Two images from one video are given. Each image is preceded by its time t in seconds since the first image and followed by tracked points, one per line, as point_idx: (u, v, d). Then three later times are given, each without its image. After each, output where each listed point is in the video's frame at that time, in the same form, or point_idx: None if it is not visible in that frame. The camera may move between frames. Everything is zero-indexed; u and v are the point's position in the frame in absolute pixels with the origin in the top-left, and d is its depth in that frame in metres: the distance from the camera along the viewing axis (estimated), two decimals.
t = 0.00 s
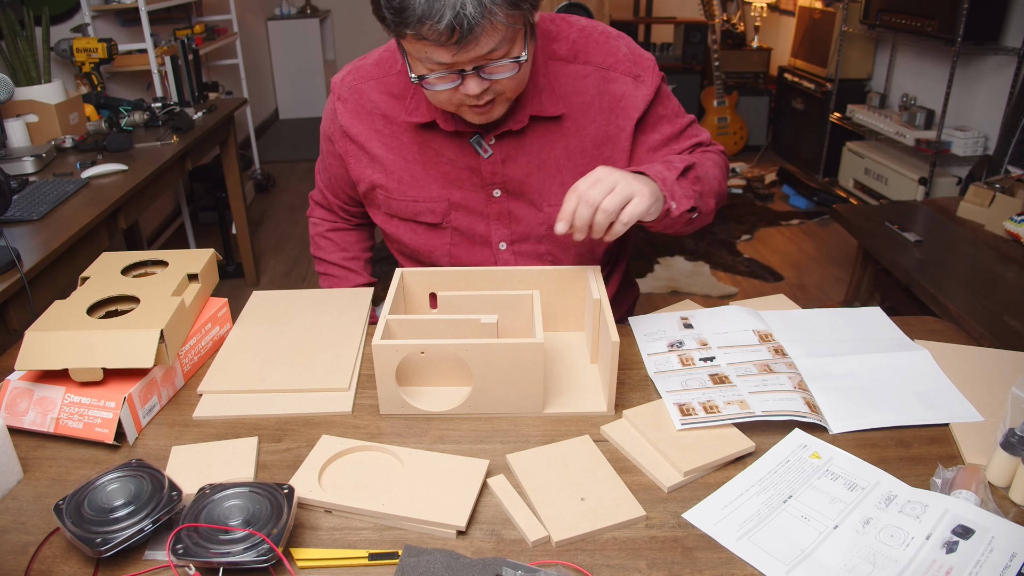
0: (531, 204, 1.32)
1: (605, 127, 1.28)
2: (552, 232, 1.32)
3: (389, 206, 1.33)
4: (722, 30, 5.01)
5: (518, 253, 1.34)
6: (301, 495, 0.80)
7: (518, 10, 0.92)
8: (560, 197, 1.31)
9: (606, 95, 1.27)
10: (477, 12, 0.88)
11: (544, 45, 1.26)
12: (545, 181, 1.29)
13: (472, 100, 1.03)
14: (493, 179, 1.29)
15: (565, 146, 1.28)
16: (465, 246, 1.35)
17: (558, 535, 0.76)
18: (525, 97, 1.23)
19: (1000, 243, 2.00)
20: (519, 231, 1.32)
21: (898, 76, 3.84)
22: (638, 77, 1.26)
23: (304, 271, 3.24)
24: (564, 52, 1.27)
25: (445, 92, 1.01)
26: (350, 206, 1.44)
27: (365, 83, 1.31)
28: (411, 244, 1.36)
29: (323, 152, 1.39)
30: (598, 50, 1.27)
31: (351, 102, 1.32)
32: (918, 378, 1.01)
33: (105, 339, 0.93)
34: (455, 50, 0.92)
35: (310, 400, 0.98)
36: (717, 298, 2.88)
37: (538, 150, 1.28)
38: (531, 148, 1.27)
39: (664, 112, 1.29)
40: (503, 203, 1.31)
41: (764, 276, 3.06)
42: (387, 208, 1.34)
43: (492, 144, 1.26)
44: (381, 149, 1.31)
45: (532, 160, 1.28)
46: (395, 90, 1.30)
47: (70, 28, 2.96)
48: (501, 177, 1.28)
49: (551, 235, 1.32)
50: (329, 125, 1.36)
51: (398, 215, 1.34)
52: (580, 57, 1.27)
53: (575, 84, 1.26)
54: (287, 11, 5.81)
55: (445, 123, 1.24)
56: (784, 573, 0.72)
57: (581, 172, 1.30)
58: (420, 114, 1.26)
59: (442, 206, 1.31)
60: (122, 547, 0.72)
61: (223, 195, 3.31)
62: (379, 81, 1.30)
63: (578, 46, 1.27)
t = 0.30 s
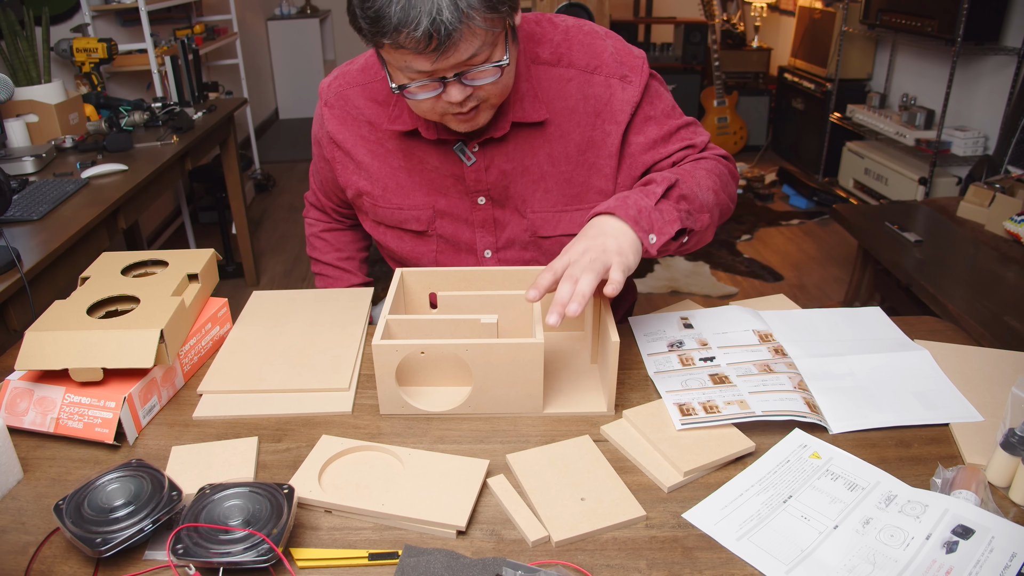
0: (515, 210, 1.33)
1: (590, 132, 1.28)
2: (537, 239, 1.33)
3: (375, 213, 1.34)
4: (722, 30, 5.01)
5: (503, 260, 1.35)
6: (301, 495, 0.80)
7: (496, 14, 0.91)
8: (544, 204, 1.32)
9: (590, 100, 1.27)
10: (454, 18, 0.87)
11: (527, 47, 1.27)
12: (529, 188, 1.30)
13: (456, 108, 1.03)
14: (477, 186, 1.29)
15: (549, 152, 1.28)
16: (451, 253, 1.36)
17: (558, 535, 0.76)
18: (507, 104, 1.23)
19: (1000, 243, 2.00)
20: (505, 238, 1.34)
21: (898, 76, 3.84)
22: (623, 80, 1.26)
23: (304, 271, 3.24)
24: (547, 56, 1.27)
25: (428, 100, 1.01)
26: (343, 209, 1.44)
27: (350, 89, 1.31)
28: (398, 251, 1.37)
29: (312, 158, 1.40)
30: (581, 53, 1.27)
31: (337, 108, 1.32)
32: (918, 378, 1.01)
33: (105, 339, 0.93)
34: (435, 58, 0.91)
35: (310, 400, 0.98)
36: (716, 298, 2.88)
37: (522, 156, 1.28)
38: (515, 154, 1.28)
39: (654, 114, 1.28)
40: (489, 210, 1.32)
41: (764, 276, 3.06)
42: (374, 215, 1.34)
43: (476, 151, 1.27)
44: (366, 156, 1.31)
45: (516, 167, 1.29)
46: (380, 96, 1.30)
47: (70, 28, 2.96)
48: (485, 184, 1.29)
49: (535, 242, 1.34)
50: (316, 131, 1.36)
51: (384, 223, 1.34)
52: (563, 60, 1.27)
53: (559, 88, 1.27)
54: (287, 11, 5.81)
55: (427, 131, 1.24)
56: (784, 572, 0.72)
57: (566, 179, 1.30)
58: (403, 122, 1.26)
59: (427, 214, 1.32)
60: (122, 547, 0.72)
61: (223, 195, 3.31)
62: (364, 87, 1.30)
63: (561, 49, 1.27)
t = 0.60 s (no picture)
0: (510, 216, 1.34)
1: (584, 137, 1.28)
2: (533, 245, 1.33)
3: (370, 221, 1.35)
4: (722, 31, 5.00)
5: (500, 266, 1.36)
6: (301, 495, 0.80)
7: (480, 31, 0.90)
8: (540, 210, 1.32)
9: (583, 105, 1.27)
10: (436, 39, 0.86)
11: (519, 52, 1.27)
12: (524, 194, 1.31)
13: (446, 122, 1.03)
14: (472, 194, 1.29)
15: (543, 157, 1.28)
16: (447, 260, 1.37)
17: (558, 535, 0.76)
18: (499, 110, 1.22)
19: (1000, 243, 2.00)
20: (501, 245, 1.34)
21: (898, 76, 3.84)
22: (617, 84, 1.26)
23: (304, 271, 3.24)
24: (539, 61, 1.27)
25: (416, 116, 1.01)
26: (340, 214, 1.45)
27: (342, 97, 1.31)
28: (395, 258, 1.38)
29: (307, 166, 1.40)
30: (574, 56, 1.27)
31: (330, 117, 1.32)
32: (918, 378, 1.01)
33: (105, 339, 0.93)
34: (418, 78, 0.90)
35: (310, 400, 0.98)
36: (717, 298, 2.88)
37: (516, 162, 1.28)
38: (508, 160, 1.28)
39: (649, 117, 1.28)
40: (484, 217, 1.32)
41: (764, 276, 3.06)
42: (370, 223, 1.35)
43: (469, 158, 1.26)
44: (361, 165, 1.32)
45: (510, 173, 1.28)
46: (372, 104, 1.30)
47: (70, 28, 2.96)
48: (479, 192, 1.29)
49: (531, 248, 1.34)
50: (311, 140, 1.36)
51: (380, 230, 1.35)
52: (556, 65, 1.27)
53: (551, 93, 1.27)
54: (287, 11, 5.81)
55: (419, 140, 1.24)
56: (784, 572, 0.72)
57: (561, 185, 1.31)
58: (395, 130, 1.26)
59: (422, 221, 1.33)
60: (122, 547, 0.72)
61: (223, 195, 3.31)
62: (356, 96, 1.30)
63: (553, 53, 1.27)
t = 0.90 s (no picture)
0: (509, 219, 1.34)
1: (583, 140, 1.28)
2: (532, 248, 1.34)
3: (369, 223, 1.35)
4: (722, 30, 5.00)
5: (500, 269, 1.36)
6: (301, 495, 0.80)
7: (473, 45, 0.90)
8: (538, 213, 1.32)
9: (583, 108, 1.26)
10: (430, 55, 0.86)
11: (518, 55, 1.26)
12: (523, 197, 1.31)
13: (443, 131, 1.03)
14: (471, 198, 1.30)
15: (543, 161, 1.28)
16: (446, 262, 1.38)
17: (558, 535, 0.76)
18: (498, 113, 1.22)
19: (1000, 243, 2.00)
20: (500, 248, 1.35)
21: (898, 76, 3.84)
22: (616, 87, 1.26)
23: (304, 271, 3.24)
24: (538, 64, 1.27)
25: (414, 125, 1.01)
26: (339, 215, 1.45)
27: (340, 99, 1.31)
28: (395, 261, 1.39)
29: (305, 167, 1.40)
30: (573, 60, 1.27)
31: (328, 119, 1.32)
32: (918, 378, 1.01)
33: (105, 339, 0.93)
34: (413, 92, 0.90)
35: (310, 400, 0.98)
36: (717, 298, 2.88)
37: (515, 166, 1.28)
38: (508, 164, 1.28)
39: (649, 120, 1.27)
40: (483, 220, 1.33)
41: (764, 276, 3.06)
42: (369, 226, 1.35)
43: (468, 162, 1.26)
44: (360, 169, 1.32)
45: (509, 177, 1.29)
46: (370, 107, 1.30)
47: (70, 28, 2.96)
48: (478, 196, 1.30)
49: (530, 251, 1.35)
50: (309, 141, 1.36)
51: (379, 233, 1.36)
52: (555, 68, 1.27)
53: (552, 96, 1.26)
54: (288, 11, 5.81)
55: (417, 146, 1.23)
56: (784, 573, 0.72)
57: (561, 189, 1.31)
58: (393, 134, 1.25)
59: (421, 224, 1.33)
60: (122, 547, 0.72)
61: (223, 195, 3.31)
62: (355, 98, 1.30)
63: (551, 57, 1.27)
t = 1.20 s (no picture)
0: (544, 176, 1.33)
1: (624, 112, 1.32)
2: (564, 206, 1.32)
3: (406, 169, 1.33)
4: (722, 31, 5.00)
5: (530, 227, 1.33)
6: (301, 495, 0.80)
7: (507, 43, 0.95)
8: (575, 172, 1.32)
9: (625, 81, 1.32)
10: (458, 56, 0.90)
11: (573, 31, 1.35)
12: (564, 156, 1.32)
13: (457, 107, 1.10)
14: (513, 145, 1.30)
15: (585, 123, 1.31)
16: (478, 213, 1.34)
17: (558, 535, 0.76)
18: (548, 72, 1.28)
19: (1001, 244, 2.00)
20: (533, 204, 1.32)
21: (898, 76, 3.84)
22: (657, 72, 1.34)
23: (304, 271, 3.24)
24: (588, 41, 1.34)
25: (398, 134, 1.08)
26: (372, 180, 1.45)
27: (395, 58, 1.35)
28: (427, 210, 1.36)
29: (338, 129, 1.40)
30: (620, 42, 1.34)
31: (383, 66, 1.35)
32: (918, 378, 1.01)
33: (105, 339, 0.93)
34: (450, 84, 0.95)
35: (310, 400, 0.98)
36: (717, 298, 2.88)
37: (560, 126, 1.31)
38: (553, 123, 1.31)
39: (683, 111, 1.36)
40: (520, 171, 1.32)
41: (764, 276, 3.07)
42: (405, 171, 1.33)
43: (515, 112, 1.30)
44: (406, 118, 1.33)
45: (551, 133, 1.31)
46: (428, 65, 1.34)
47: (70, 28, 2.96)
48: (519, 145, 1.30)
49: (562, 209, 1.33)
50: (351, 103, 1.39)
51: (416, 175, 1.33)
52: (605, 46, 1.34)
53: (598, 68, 1.32)
54: (287, 11, 5.81)
55: (473, 85, 1.27)
56: (784, 572, 0.72)
57: (598, 151, 1.32)
58: (451, 77, 1.29)
59: (459, 170, 1.31)
60: (122, 547, 0.72)
61: (223, 195, 3.31)
62: (417, 55, 1.34)
63: (602, 36, 1.35)
